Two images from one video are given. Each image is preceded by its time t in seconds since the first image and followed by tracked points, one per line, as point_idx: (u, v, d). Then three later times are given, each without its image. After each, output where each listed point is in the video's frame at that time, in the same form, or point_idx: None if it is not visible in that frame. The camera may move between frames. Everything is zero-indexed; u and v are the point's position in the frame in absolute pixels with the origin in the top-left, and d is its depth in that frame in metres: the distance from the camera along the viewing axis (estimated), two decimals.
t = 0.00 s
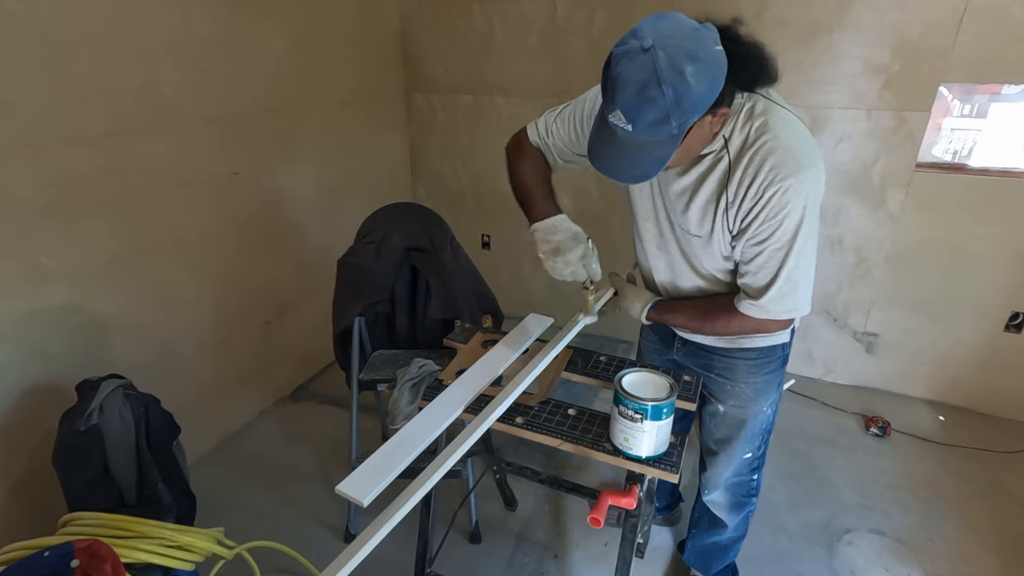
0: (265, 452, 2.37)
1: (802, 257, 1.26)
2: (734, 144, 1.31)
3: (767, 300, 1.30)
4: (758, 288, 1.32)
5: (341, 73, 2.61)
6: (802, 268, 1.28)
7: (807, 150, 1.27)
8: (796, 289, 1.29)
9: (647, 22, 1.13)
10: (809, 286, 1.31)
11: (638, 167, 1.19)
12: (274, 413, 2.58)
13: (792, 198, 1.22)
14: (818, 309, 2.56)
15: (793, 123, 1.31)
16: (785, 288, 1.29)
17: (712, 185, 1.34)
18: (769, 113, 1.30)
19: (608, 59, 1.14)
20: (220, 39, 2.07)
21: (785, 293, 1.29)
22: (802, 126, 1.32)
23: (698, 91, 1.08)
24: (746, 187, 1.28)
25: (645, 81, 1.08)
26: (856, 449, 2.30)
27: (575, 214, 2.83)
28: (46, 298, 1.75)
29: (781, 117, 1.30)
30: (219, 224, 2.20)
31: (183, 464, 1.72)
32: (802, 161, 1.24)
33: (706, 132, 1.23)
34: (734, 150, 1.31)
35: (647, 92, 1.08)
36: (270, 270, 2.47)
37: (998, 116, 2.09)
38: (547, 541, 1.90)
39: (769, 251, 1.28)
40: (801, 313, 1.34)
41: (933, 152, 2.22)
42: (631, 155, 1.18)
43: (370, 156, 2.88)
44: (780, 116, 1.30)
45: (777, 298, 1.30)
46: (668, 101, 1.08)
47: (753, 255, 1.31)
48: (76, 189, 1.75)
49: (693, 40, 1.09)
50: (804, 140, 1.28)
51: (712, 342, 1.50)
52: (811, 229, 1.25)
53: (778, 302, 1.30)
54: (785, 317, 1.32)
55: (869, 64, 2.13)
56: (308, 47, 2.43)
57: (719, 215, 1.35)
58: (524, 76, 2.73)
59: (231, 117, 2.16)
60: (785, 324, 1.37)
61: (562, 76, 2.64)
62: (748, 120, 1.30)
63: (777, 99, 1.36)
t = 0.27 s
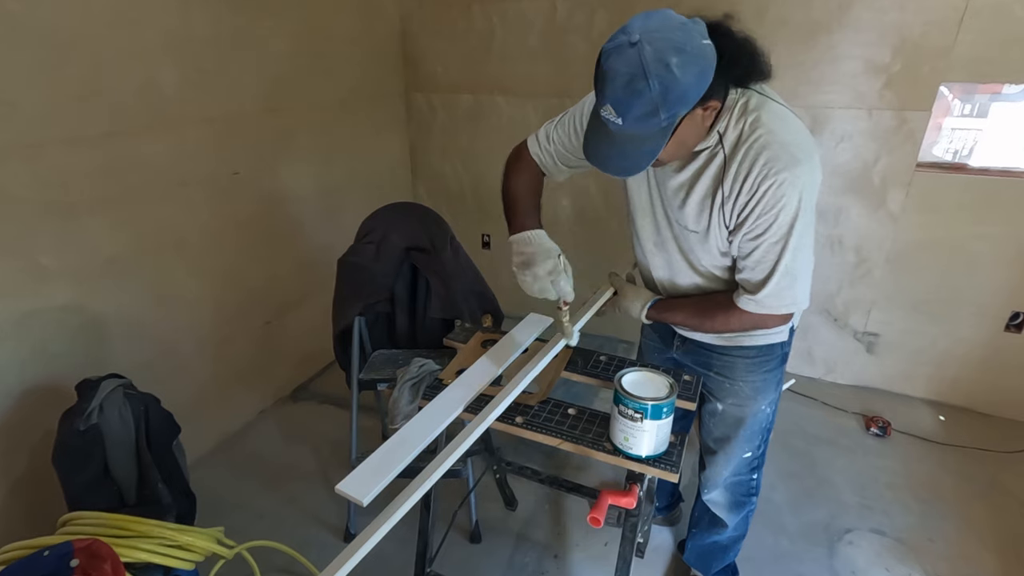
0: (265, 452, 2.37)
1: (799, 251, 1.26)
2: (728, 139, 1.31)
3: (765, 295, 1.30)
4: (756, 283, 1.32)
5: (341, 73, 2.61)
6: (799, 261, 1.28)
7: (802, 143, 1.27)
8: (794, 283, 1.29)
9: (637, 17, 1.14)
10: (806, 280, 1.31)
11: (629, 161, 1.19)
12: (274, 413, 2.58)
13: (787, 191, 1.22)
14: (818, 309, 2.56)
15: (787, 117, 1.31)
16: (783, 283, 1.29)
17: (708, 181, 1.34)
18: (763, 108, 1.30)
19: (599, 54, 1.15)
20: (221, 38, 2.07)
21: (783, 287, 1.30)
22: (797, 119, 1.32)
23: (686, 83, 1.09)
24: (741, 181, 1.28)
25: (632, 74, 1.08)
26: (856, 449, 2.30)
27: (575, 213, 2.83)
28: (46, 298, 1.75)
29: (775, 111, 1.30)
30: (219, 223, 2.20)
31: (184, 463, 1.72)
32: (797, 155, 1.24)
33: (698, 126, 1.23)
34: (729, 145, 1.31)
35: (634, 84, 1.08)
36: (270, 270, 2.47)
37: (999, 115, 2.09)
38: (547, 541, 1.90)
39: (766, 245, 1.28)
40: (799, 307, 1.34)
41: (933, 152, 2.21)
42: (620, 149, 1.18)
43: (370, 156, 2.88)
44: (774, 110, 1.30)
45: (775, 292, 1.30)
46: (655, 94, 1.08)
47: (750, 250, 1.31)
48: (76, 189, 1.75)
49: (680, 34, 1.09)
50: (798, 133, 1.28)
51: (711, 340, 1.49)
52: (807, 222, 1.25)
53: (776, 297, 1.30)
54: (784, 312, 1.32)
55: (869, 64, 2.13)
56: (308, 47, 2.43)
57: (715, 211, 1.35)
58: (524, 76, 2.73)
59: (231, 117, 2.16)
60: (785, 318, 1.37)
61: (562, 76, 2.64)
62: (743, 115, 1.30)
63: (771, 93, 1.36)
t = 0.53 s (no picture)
0: (266, 451, 2.37)
1: (795, 250, 1.27)
2: (723, 140, 1.32)
3: (762, 294, 1.31)
4: (753, 282, 1.33)
5: (342, 73, 2.62)
6: (795, 260, 1.28)
7: (796, 143, 1.27)
8: (790, 282, 1.30)
9: (627, 21, 1.15)
10: (803, 278, 1.31)
11: (618, 162, 1.20)
12: (275, 413, 2.59)
13: (781, 190, 1.23)
14: (818, 309, 2.57)
15: (781, 117, 1.31)
16: (779, 282, 1.29)
17: (704, 181, 1.35)
18: (757, 108, 1.30)
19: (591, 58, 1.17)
20: (222, 39, 2.08)
21: (780, 286, 1.30)
22: (791, 119, 1.33)
23: (670, 85, 1.09)
24: (736, 181, 1.29)
25: (616, 78, 1.10)
26: (856, 449, 2.31)
27: (575, 213, 2.84)
28: (48, 298, 1.76)
29: (769, 112, 1.30)
30: (220, 223, 2.21)
31: (185, 462, 1.73)
32: (790, 154, 1.24)
33: (688, 126, 1.23)
34: (723, 146, 1.32)
35: (619, 87, 1.10)
36: (271, 270, 2.48)
37: (998, 116, 2.09)
38: (547, 540, 1.90)
39: (762, 244, 1.28)
40: (797, 306, 1.34)
41: (933, 152, 2.22)
42: (610, 150, 1.20)
43: (370, 156, 2.88)
44: (767, 111, 1.30)
45: (772, 291, 1.30)
46: (640, 96, 1.09)
47: (746, 249, 1.32)
48: (78, 189, 1.76)
49: (664, 37, 1.10)
50: (792, 133, 1.29)
51: (711, 338, 1.50)
52: (802, 221, 1.25)
53: (773, 295, 1.31)
54: (782, 310, 1.32)
55: (869, 64, 2.14)
56: (309, 47, 2.44)
57: (711, 210, 1.35)
58: (524, 76, 2.73)
59: (232, 117, 2.17)
60: (784, 317, 1.37)
61: (563, 76, 2.65)
62: (737, 116, 1.31)
63: (765, 93, 1.37)
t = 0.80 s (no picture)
0: (267, 450, 2.38)
1: (791, 248, 1.27)
2: (717, 139, 1.32)
3: (758, 292, 1.31)
4: (749, 280, 1.33)
5: (342, 73, 2.62)
6: (792, 258, 1.28)
7: (791, 141, 1.27)
8: (787, 280, 1.30)
9: (621, 17, 1.16)
10: (800, 276, 1.32)
11: (614, 156, 1.21)
12: (276, 412, 2.60)
13: (775, 189, 1.23)
14: (817, 308, 2.57)
15: (776, 116, 1.31)
16: (776, 280, 1.30)
17: (699, 180, 1.35)
18: (751, 107, 1.31)
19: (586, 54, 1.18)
20: (223, 39, 2.09)
21: (776, 284, 1.30)
22: (786, 118, 1.33)
23: (666, 79, 1.10)
24: (731, 181, 1.29)
25: (613, 72, 1.10)
26: (855, 448, 2.31)
27: (575, 213, 2.84)
28: (50, 297, 1.76)
29: (763, 110, 1.31)
30: (221, 223, 2.21)
31: (186, 460, 1.74)
32: (784, 153, 1.25)
33: (682, 123, 1.23)
34: (718, 145, 1.32)
35: (616, 81, 1.10)
36: (272, 269, 2.48)
37: (998, 115, 2.09)
38: (546, 539, 1.91)
39: (758, 243, 1.29)
40: (794, 303, 1.34)
41: (932, 152, 2.22)
42: (606, 144, 1.20)
43: (371, 156, 2.89)
44: (762, 109, 1.31)
45: (768, 289, 1.31)
46: (636, 90, 1.10)
47: (742, 247, 1.33)
48: (80, 189, 1.77)
49: (660, 32, 1.10)
50: (787, 132, 1.29)
51: (710, 337, 1.50)
52: (798, 219, 1.26)
53: (770, 294, 1.31)
54: (779, 308, 1.33)
55: (869, 64, 2.14)
56: (310, 47, 2.44)
57: (707, 209, 1.36)
58: (525, 76, 2.74)
59: (233, 117, 2.18)
60: (782, 315, 1.37)
61: (563, 76, 2.65)
62: (731, 115, 1.31)
63: (760, 92, 1.37)
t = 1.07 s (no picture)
0: (267, 449, 2.39)
1: (789, 250, 1.28)
2: (714, 144, 1.33)
3: (758, 294, 1.32)
4: (748, 283, 1.34)
5: (342, 73, 2.63)
6: (790, 260, 1.29)
7: (786, 144, 1.28)
8: (786, 282, 1.30)
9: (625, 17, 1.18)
10: (799, 277, 1.32)
11: (612, 153, 1.20)
12: (276, 411, 2.60)
13: (773, 192, 1.24)
14: (817, 308, 2.57)
15: (770, 119, 1.32)
16: (775, 282, 1.30)
17: (697, 185, 1.36)
18: (746, 112, 1.31)
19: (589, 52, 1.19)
20: (223, 39, 2.09)
21: (775, 286, 1.31)
22: (780, 121, 1.34)
23: (668, 75, 1.11)
24: (729, 185, 1.30)
25: (615, 65, 1.11)
26: (855, 448, 2.31)
27: (575, 213, 2.85)
28: (50, 296, 1.77)
29: (758, 114, 1.32)
30: (221, 223, 2.22)
31: (186, 459, 1.74)
32: (781, 156, 1.26)
33: (680, 126, 1.24)
34: (715, 150, 1.33)
35: (618, 74, 1.11)
36: (272, 269, 2.49)
37: (996, 116, 2.10)
38: (545, 538, 1.91)
39: (756, 246, 1.29)
40: (793, 304, 1.35)
41: (931, 152, 2.23)
42: (604, 141, 1.20)
43: (371, 156, 2.89)
44: (757, 113, 1.32)
45: (768, 291, 1.31)
46: (638, 83, 1.11)
47: (741, 251, 1.33)
48: (80, 189, 1.78)
49: (663, 29, 1.12)
50: (782, 135, 1.30)
51: (709, 337, 1.51)
52: (796, 221, 1.26)
53: (769, 296, 1.32)
54: (778, 310, 1.33)
55: (868, 64, 2.15)
56: (310, 48, 2.45)
57: (705, 214, 1.37)
58: (524, 76, 2.74)
59: (233, 117, 2.18)
60: (780, 317, 1.38)
61: (562, 76, 2.66)
62: (727, 120, 1.32)
63: (753, 97, 1.38)
